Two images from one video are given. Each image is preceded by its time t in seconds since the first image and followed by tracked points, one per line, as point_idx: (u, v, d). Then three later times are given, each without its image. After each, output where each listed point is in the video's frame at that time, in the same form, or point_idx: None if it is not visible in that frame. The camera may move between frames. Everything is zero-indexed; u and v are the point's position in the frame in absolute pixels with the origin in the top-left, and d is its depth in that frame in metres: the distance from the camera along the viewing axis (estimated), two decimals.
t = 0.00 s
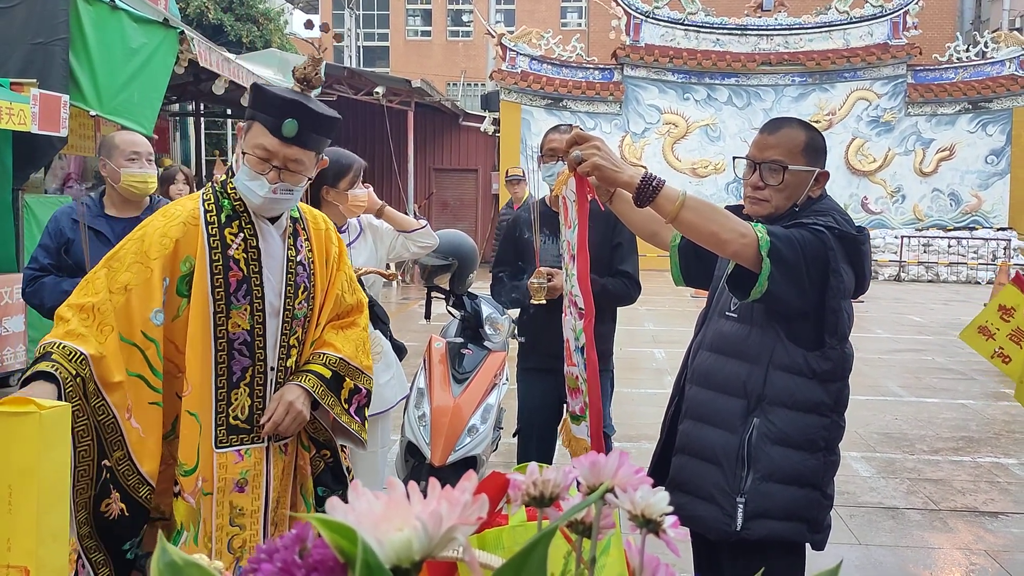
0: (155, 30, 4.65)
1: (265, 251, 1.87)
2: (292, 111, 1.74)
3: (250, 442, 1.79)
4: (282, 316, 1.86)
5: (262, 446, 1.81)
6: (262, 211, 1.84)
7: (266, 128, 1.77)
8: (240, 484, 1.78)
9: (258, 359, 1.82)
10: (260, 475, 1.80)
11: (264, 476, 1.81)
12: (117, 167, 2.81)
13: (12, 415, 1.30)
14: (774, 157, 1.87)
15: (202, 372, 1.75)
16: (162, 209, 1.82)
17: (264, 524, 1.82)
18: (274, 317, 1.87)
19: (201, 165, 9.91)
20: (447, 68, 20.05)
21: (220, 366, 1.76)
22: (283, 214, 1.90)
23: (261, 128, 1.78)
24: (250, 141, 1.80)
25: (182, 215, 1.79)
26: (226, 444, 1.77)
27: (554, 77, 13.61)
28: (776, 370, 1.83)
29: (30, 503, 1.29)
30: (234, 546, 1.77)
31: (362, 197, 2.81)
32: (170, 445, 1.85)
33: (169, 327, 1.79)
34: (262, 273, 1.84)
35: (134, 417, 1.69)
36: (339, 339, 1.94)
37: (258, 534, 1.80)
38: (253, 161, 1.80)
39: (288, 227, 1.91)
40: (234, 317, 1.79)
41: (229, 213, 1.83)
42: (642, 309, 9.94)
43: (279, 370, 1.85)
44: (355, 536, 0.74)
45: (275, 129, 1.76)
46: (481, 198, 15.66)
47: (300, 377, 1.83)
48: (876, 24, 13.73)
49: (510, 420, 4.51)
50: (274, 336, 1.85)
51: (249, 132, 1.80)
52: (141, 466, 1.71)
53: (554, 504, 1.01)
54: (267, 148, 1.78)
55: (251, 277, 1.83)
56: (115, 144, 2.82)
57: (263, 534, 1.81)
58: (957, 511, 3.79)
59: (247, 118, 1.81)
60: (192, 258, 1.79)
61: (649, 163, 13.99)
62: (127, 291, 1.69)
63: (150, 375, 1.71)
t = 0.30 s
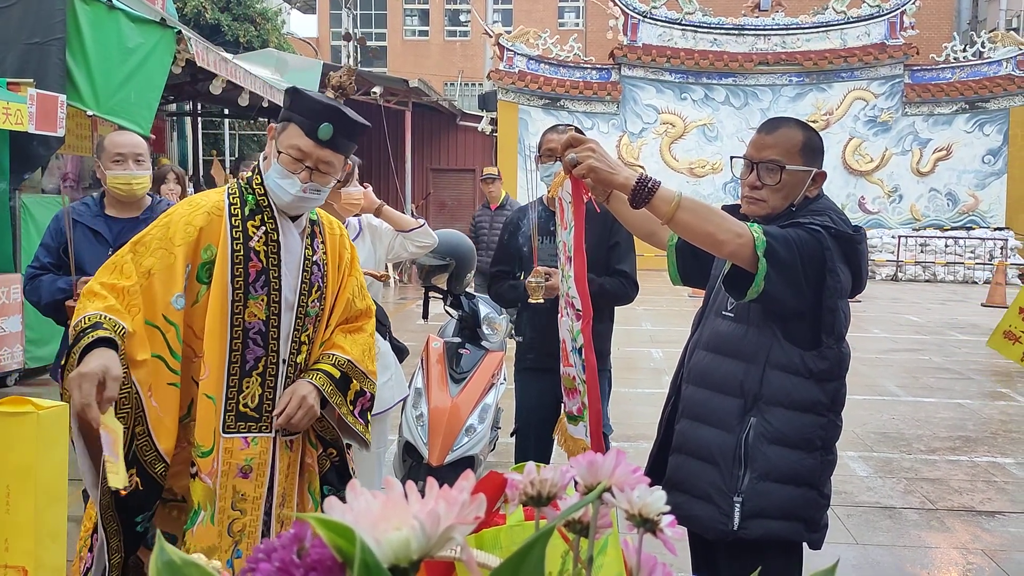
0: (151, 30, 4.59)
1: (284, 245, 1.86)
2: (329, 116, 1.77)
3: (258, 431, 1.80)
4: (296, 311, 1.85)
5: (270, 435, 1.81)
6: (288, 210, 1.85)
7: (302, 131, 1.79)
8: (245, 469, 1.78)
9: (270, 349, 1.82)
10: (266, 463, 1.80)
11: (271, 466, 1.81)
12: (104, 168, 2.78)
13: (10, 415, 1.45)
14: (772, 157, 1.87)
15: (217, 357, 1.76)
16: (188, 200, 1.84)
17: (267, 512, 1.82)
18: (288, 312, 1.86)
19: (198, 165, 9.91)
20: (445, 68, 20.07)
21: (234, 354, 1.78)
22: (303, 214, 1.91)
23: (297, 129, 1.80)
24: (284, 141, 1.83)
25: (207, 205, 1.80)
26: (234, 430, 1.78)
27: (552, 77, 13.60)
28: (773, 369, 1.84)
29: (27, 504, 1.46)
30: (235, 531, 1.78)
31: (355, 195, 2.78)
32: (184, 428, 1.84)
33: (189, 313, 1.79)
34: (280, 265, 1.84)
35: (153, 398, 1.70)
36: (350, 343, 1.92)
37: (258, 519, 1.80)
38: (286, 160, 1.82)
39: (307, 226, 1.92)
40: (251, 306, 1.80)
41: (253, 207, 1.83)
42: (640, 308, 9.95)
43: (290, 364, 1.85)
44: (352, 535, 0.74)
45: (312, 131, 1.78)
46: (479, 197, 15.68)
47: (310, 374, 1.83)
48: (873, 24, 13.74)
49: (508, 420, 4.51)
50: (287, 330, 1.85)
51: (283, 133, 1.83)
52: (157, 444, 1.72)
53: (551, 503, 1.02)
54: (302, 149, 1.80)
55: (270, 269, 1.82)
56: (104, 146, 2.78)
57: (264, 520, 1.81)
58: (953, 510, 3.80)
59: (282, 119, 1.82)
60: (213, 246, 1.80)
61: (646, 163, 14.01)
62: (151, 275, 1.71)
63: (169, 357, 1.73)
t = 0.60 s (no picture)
0: (149, 28, 4.58)
1: (290, 242, 1.87)
2: (351, 124, 1.79)
3: (261, 422, 1.80)
4: (298, 307, 1.86)
5: (274, 427, 1.82)
6: (303, 210, 1.87)
7: (322, 137, 1.80)
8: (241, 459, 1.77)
9: (274, 341, 1.82)
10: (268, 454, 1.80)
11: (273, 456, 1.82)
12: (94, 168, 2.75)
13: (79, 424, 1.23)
14: (770, 156, 1.87)
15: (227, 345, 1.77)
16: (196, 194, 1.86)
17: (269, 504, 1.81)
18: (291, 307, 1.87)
19: (195, 164, 9.90)
20: (442, 67, 20.04)
21: (240, 344, 1.79)
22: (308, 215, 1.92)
23: (316, 136, 1.81)
24: (302, 146, 1.83)
25: (215, 197, 1.83)
26: (239, 419, 1.79)
27: (549, 76, 13.60)
28: (769, 369, 1.84)
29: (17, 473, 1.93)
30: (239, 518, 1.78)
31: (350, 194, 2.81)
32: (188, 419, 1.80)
33: (196, 304, 1.79)
34: (285, 257, 1.85)
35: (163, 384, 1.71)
36: (352, 344, 1.91)
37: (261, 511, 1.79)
38: (307, 166, 1.82)
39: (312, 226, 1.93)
40: (256, 297, 1.81)
41: (260, 201, 1.85)
42: (637, 308, 9.95)
43: (293, 358, 1.86)
44: (347, 535, 0.74)
45: (333, 137, 1.79)
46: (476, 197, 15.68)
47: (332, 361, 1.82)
48: (869, 24, 13.78)
49: (505, 420, 4.50)
50: (290, 324, 1.86)
51: (301, 138, 1.83)
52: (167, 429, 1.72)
53: (547, 504, 1.02)
54: (323, 156, 1.81)
55: (276, 260, 1.84)
56: (96, 148, 2.78)
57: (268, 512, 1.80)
58: (950, 510, 3.80)
59: (298, 122, 1.82)
60: (220, 237, 1.81)
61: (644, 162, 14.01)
62: (161, 263, 1.73)
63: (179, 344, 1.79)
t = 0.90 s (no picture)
0: (145, 27, 4.59)
1: (280, 238, 1.90)
2: (350, 126, 1.79)
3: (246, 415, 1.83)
4: (287, 303, 1.90)
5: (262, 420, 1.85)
6: (303, 210, 1.89)
7: (321, 138, 1.80)
8: (235, 442, 1.84)
9: (262, 333, 1.86)
10: (253, 446, 1.83)
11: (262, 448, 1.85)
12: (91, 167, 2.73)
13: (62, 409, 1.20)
14: (770, 157, 1.87)
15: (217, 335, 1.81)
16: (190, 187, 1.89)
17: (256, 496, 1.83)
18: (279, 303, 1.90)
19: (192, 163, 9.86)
20: (439, 65, 20.02)
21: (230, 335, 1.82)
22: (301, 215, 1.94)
23: (314, 137, 1.81)
24: (300, 146, 1.83)
25: (207, 189, 1.85)
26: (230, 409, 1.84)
27: (547, 75, 13.59)
28: (766, 368, 1.83)
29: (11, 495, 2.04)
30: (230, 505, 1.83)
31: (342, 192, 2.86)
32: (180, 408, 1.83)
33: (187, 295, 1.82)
34: (276, 251, 1.88)
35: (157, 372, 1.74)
36: (341, 341, 1.91)
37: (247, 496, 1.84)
38: (305, 166, 1.83)
39: (306, 225, 1.96)
40: (244, 289, 1.84)
41: (253, 195, 1.88)
42: (635, 307, 9.95)
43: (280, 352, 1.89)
44: (345, 537, 0.73)
45: (331, 139, 1.80)
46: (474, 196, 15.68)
47: (314, 356, 1.83)
48: (867, 23, 13.79)
49: (502, 419, 4.50)
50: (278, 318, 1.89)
51: (299, 137, 1.83)
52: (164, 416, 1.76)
53: (546, 504, 1.01)
54: (322, 157, 1.81)
55: (265, 254, 1.87)
56: (92, 146, 2.75)
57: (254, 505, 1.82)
58: (947, 509, 3.81)
59: (295, 123, 1.83)
60: (210, 228, 1.83)
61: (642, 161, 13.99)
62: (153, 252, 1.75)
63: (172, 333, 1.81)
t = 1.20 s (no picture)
0: (143, 26, 4.60)
1: (261, 237, 1.88)
2: (318, 114, 1.77)
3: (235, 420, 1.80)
4: (272, 304, 1.87)
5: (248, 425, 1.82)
6: (274, 205, 1.88)
7: (291, 128, 1.79)
8: (223, 449, 1.81)
9: (246, 336, 1.83)
10: (241, 453, 1.81)
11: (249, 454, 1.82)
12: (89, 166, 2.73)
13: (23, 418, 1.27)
14: (767, 156, 1.86)
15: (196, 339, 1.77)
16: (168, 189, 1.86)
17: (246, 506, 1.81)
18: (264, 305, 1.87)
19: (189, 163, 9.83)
20: (438, 65, 20.02)
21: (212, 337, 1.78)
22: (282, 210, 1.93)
23: (285, 127, 1.80)
24: (272, 137, 1.82)
25: (184, 191, 1.83)
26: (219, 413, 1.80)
27: (544, 74, 13.58)
28: (764, 369, 1.82)
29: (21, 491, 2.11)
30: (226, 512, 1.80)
31: (340, 185, 2.90)
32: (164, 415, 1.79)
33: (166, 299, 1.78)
34: (258, 250, 1.86)
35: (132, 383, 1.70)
36: (329, 343, 1.88)
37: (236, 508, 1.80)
38: (274, 157, 1.82)
39: (288, 222, 1.94)
40: (227, 292, 1.82)
41: (232, 194, 1.86)
42: (632, 307, 9.94)
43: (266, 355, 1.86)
44: (351, 541, 0.72)
45: (301, 128, 1.78)
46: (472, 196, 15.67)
47: (300, 361, 1.81)
48: (864, 23, 13.80)
49: (501, 419, 4.49)
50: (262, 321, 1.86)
51: (271, 129, 1.82)
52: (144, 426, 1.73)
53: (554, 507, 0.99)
54: (291, 147, 1.80)
55: (247, 255, 1.84)
56: (88, 145, 2.75)
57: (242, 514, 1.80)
58: (946, 509, 3.80)
59: (268, 114, 1.82)
60: (188, 230, 1.81)
61: (639, 161, 13.97)
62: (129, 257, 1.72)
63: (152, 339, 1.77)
